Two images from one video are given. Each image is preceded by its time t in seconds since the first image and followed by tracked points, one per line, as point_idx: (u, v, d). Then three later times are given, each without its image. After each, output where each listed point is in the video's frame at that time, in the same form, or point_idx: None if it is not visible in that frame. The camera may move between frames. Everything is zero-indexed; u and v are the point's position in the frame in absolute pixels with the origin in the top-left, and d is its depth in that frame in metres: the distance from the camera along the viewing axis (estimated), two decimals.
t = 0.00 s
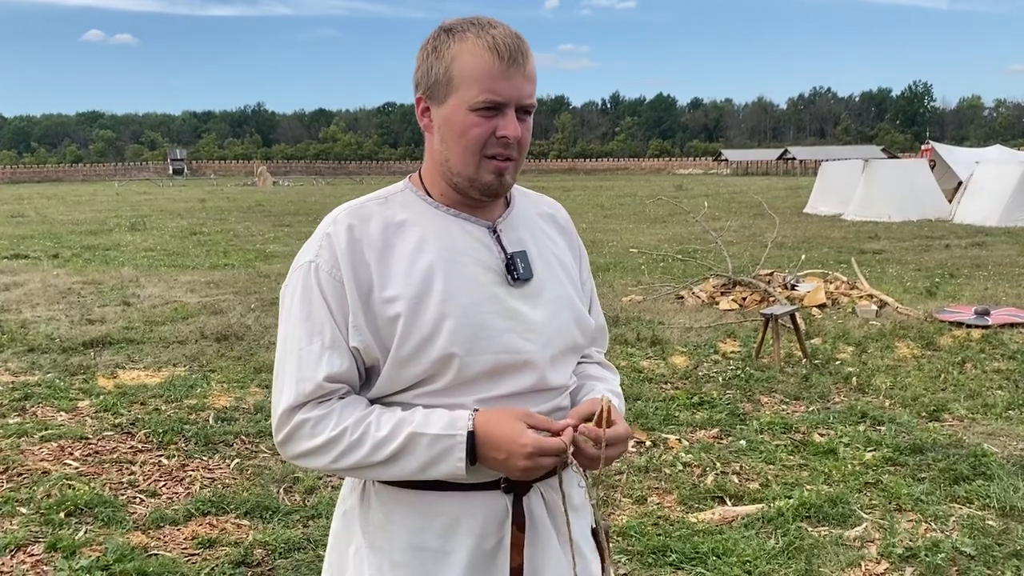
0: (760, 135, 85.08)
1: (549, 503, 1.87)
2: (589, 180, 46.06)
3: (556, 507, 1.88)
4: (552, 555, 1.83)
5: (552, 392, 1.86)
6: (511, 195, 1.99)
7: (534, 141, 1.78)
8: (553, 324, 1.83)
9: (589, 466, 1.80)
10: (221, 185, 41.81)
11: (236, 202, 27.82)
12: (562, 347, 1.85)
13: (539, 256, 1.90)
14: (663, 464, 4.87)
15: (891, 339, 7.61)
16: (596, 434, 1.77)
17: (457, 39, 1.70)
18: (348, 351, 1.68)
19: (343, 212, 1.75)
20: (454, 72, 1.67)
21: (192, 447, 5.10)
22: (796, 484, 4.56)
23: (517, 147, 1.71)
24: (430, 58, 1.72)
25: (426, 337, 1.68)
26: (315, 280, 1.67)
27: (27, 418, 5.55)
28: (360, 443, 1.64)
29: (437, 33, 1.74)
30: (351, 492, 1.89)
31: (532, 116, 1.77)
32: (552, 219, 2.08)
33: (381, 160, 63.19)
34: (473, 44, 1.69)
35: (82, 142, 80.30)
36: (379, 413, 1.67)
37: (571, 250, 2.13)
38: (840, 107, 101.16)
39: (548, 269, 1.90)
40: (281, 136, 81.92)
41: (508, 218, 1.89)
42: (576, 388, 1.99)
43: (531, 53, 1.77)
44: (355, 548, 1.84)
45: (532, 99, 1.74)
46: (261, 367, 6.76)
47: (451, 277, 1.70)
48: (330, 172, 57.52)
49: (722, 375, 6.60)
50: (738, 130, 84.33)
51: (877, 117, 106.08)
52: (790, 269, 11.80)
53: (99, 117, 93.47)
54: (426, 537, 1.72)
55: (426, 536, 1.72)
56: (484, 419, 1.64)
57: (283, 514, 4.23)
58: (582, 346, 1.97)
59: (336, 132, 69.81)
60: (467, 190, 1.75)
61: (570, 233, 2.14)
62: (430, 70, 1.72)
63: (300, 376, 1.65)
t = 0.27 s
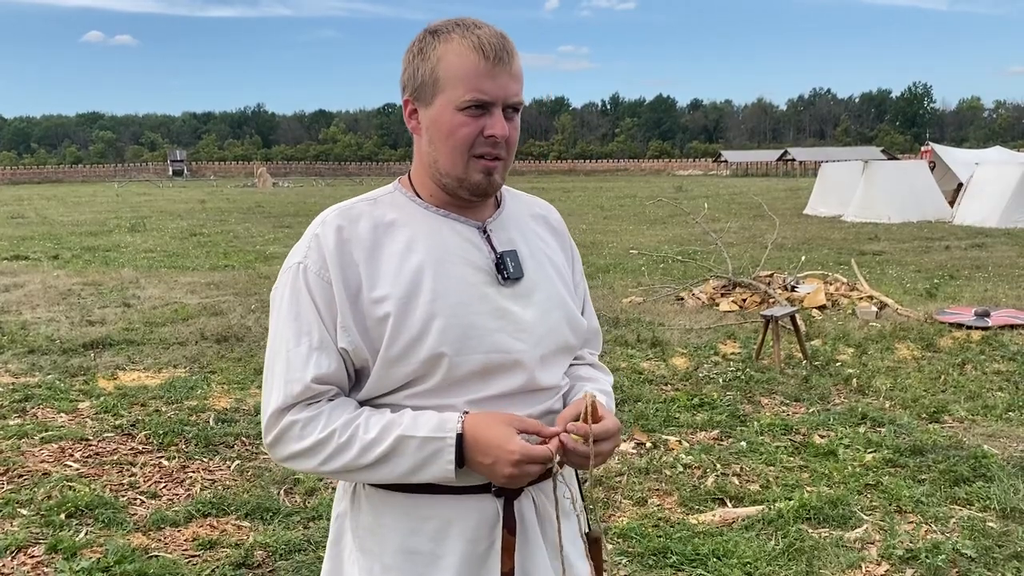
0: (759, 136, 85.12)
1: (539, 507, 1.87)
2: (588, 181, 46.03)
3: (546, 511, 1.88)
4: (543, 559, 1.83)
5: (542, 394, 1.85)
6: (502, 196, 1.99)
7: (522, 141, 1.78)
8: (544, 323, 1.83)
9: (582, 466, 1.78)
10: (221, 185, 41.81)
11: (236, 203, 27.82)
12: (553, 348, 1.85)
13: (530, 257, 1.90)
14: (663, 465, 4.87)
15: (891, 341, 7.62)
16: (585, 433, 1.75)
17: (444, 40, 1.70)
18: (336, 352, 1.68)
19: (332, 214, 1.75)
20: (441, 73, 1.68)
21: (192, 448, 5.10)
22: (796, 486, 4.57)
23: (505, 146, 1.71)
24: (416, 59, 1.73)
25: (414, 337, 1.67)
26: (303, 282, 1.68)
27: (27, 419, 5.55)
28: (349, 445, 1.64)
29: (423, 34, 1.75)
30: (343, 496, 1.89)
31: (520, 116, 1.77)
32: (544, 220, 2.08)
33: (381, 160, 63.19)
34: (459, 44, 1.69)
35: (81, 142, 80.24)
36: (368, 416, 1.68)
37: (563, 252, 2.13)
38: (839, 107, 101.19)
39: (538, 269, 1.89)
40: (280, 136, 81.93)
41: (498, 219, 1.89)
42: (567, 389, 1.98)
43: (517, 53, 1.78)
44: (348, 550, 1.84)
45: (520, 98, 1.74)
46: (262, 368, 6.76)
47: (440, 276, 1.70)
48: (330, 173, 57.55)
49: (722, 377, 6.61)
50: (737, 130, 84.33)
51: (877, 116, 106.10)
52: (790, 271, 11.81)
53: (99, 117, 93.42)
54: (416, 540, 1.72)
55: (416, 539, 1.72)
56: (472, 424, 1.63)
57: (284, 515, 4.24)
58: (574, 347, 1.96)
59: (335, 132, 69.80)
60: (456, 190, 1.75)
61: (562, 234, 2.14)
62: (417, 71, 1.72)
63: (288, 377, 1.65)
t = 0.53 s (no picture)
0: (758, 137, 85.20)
1: (530, 512, 1.87)
2: (587, 182, 46.02)
3: (537, 516, 1.88)
4: (534, 565, 1.83)
5: (533, 399, 1.85)
6: (494, 200, 2.00)
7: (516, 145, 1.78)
8: (535, 327, 1.83)
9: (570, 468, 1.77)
10: (221, 187, 41.79)
11: (235, 204, 27.83)
12: (544, 352, 1.85)
13: (522, 261, 1.90)
14: (663, 467, 4.87)
15: (891, 343, 7.62)
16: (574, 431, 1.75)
17: (439, 43, 1.70)
18: (326, 356, 1.68)
19: (322, 217, 1.75)
20: (435, 76, 1.68)
21: (193, 449, 5.10)
22: (797, 488, 4.57)
23: (499, 150, 1.71)
24: (413, 62, 1.73)
25: (405, 340, 1.68)
26: (292, 284, 1.68)
27: (28, 421, 5.55)
28: (337, 450, 1.64)
29: (418, 37, 1.75)
30: (333, 500, 1.88)
31: (514, 120, 1.77)
32: (536, 224, 2.08)
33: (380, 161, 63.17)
34: (454, 48, 1.69)
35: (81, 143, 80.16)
36: (356, 421, 1.67)
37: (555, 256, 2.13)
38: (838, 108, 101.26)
39: (530, 273, 1.90)
40: (279, 137, 81.96)
41: (490, 223, 1.89)
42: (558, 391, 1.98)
43: (513, 57, 1.78)
44: (337, 555, 1.84)
45: (515, 102, 1.74)
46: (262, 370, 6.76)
47: (430, 280, 1.70)
48: (329, 174, 57.57)
49: (723, 378, 6.60)
50: (737, 131, 84.37)
51: (875, 117, 106.16)
52: (790, 273, 11.81)
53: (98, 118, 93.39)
54: (406, 545, 1.72)
55: (405, 545, 1.72)
56: (463, 430, 1.64)
57: (285, 517, 4.23)
58: (565, 351, 1.96)
59: (334, 133, 69.81)
60: (449, 194, 1.75)
61: (554, 239, 2.14)
62: (411, 74, 1.72)
63: (276, 380, 1.65)
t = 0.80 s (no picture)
0: (758, 140, 85.27)
1: (525, 520, 1.88)
2: (587, 185, 46.03)
3: (531, 524, 1.89)
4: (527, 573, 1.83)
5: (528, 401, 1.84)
6: (487, 204, 2.00)
7: (508, 145, 1.78)
8: (531, 329, 1.83)
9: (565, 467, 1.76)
10: (221, 189, 41.79)
11: (235, 206, 27.82)
12: (539, 354, 1.85)
13: (517, 263, 1.90)
14: (663, 469, 4.87)
15: (891, 345, 7.63)
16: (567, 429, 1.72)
17: (426, 43, 1.71)
18: (318, 358, 1.68)
19: (316, 220, 1.75)
20: (424, 76, 1.68)
21: (193, 451, 5.10)
22: (797, 490, 4.57)
23: (491, 149, 1.71)
24: (400, 63, 1.73)
25: (400, 342, 1.67)
26: (286, 287, 1.68)
27: (28, 423, 5.54)
28: (314, 447, 1.61)
29: (406, 38, 1.75)
30: (324, 503, 1.88)
31: (505, 120, 1.77)
32: (530, 228, 2.08)
33: (380, 163, 63.18)
34: (442, 47, 1.69)
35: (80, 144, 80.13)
36: (334, 416, 1.65)
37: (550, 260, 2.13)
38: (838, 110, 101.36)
39: (525, 275, 1.89)
40: (279, 139, 81.99)
41: (484, 226, 1.89)
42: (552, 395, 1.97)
43: (502, 55, 1.78)
44: (327, 560, 1.82)
45: (504, 101, 1.74)
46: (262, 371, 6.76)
47: (425, 282, 1.70)
48: (329, 176, 57.59)
49: (723, 380, 6.60)
50: (736, 133, 84.44)
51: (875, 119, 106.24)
52: (791, 275, 11.81)
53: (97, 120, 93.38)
54: (398, 550, 1.72)
55: (397, 550, 1.72)
56: (438, 419, 1.60)
57: (285, 519, 4.23)
58: (560, 354, 1.96)
59: (334, 135, 69.83)
60: (443, 195, 1.75)
61: (548, 243, 2.15)
62: (401, 76, 1.73)
63: (266, 381, 1.65)
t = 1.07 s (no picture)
0: (757, 142, 85.34)
1: (522, 521, 1.88)
2: (586, 187, 46.05)
3: (528, 525, 1.89)
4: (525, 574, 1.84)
5: (527, 402, 1.84)
6: (485, 205, 2.00)
7: (502, 149, 1.78)
8: (527, 330, 1.83)
9: (581, 464, 1.78)
10: (221, 190, 41.80)
11: (235, 208, 27.82)
12: (534, 356, 1.85)
13: (514, 264, 1.90)
14: (663, 471, 4.87)
15: (891, 346, 7.62)
16: (581, 424, 1.75)
17: (420, 45, 1.71)
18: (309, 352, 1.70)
19: (313, 219, 1.76)
20: (417, 80, 1.68)
21: (193, 453, 5.09)
22: (797, 492, 4.56)
23: (482, 154, 1.71)
24: (396, 65, 1.74)
25: (394, 341, 1.68)
26: (279, 284, 1.68)
27: (28, 424, 5.54)
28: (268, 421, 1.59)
29: (404, 40, 1.75)
30: (321, 503, 1.88)
31: (499, 124, 1.77)
32: (528, 230, 2.09)
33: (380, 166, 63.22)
34: (435, 50, 1.69)
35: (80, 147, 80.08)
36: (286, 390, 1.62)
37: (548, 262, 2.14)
38: (837, 113, 101.46)
39: (523, 276, 1.89)
40: (279, 142, 82.05)
41: (482, 227, 1.89)
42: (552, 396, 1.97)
43: (499, 58, 1.77)
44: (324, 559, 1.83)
45: (498, 106, 1.74)
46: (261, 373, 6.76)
47: (421, 283, 1.70)
48: (329, 179, 57.62)
49: (723, 382, 6.60)
50: (736, 135, 84.48)
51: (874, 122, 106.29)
52: (790, 276, 11.81)
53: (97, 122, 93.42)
54: (395, 551, 1.71)
55: (394, 550, 1.71)
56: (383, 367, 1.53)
57: (284, 520, 4.23)
58: (556, 355, 1.96)
59: (334, 137, 69.87)
60: (436, 198, 1.76)
61: (546, 245, 2.15)
62: (396, 78, 1.73)
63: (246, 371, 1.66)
